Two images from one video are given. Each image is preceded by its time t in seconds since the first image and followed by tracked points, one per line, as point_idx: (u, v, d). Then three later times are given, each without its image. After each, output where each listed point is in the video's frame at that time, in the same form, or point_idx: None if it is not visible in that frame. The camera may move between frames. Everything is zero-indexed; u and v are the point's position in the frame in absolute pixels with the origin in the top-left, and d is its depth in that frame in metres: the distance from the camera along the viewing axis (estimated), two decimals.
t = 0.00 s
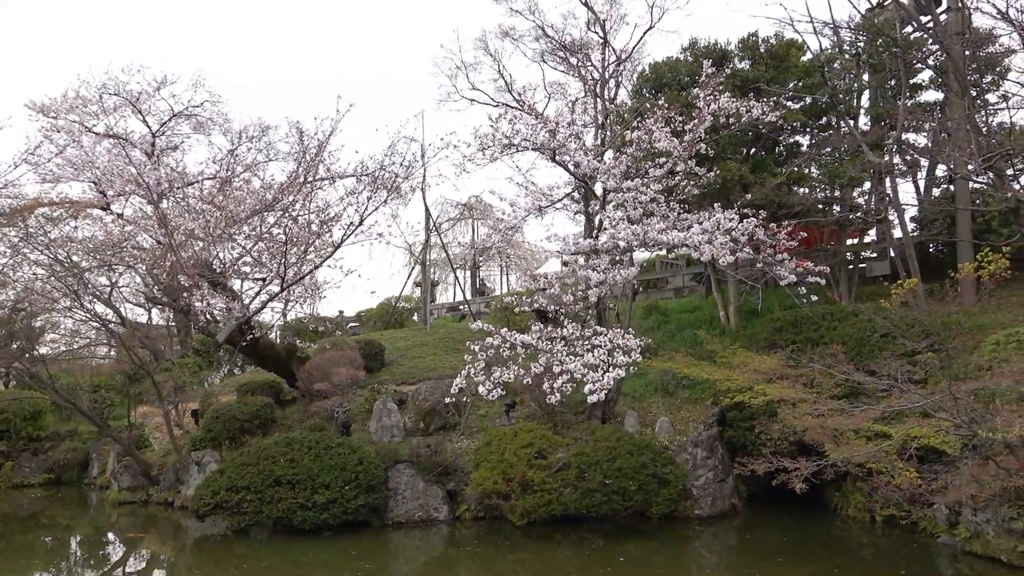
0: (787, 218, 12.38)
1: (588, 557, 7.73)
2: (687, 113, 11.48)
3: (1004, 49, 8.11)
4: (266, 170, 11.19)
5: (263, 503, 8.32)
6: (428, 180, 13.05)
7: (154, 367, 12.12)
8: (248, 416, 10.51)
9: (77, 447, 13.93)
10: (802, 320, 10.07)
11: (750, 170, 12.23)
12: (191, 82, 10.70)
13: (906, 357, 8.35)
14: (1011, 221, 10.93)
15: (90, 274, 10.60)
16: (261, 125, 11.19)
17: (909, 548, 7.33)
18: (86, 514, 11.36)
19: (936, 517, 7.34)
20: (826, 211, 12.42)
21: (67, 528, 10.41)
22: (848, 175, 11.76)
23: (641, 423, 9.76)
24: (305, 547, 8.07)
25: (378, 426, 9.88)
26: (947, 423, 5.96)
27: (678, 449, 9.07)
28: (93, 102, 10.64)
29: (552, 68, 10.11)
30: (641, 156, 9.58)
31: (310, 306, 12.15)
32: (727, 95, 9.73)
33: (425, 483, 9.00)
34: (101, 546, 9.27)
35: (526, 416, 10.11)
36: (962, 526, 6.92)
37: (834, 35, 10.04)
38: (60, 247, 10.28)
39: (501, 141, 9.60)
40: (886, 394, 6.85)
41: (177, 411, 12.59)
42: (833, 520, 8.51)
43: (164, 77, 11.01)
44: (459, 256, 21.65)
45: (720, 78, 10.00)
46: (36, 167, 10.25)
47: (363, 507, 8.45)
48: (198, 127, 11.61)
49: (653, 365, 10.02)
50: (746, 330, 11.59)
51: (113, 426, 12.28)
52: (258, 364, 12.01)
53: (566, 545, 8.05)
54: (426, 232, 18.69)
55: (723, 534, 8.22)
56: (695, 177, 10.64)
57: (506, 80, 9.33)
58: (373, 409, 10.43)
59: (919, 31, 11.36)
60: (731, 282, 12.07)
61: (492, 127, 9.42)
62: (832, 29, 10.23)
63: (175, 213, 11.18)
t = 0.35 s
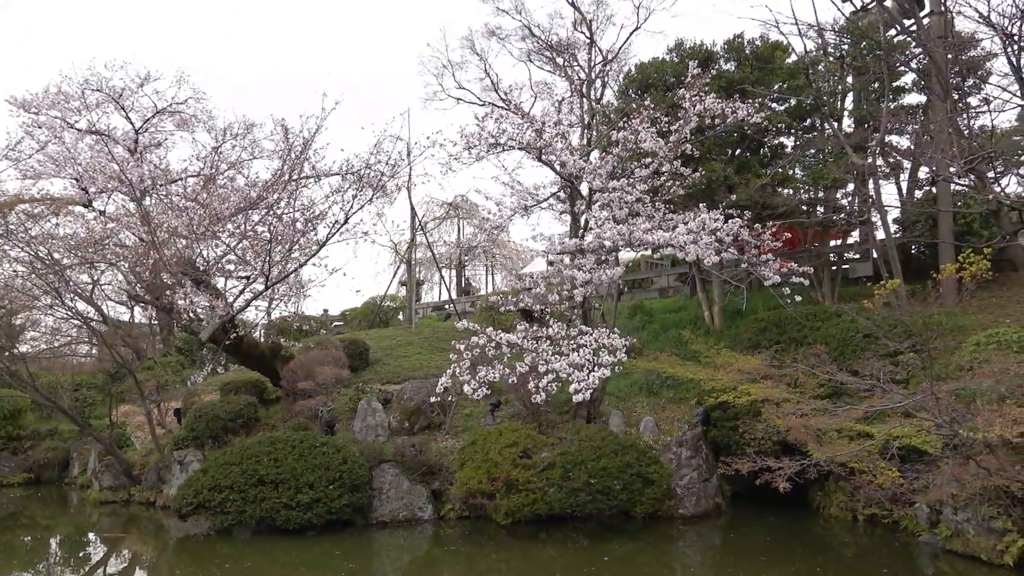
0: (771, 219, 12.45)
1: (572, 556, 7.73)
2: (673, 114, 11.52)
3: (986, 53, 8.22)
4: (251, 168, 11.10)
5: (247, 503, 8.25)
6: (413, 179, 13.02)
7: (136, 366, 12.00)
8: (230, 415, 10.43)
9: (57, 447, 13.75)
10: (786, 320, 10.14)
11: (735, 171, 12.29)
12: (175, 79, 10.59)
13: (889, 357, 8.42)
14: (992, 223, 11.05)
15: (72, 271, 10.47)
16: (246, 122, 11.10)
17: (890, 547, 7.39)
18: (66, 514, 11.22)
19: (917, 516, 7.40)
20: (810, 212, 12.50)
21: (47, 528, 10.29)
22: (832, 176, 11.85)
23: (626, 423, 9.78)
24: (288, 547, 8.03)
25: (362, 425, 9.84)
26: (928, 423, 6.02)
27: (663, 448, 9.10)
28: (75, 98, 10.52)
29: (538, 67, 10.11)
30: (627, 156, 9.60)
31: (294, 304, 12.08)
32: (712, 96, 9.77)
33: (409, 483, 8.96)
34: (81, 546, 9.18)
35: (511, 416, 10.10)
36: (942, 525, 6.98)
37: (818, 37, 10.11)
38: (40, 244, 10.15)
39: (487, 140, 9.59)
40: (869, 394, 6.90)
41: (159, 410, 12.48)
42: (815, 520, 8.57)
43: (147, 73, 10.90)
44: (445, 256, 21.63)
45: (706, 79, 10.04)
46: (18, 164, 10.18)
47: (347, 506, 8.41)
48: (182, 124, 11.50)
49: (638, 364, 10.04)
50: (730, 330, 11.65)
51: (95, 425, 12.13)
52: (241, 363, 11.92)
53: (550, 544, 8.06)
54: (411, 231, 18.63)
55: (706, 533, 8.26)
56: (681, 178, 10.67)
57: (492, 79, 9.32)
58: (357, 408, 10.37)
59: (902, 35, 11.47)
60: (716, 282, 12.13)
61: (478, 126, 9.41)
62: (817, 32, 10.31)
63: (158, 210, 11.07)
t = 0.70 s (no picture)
0: (761, 219, 12.50)
1: (561, 556, 7.74)
2: (664, 113, 11.53)
3: (974, 55, 8.28)
4: (240, 164, 11.03)
5: (235, 501, 8.20)
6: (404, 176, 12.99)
7: (124, 363, 11.92)
8: (219, 413, 10.37)
9: (43, 445, 13.62)
10: (775, 319, 10.20)
11: (725, 170, 12.33)
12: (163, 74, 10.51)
13: (877, 357, 8.46)
14: (979, 223, 11.13)
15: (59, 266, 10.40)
16: (235, 119, 11.02)
17: (878, 545, 7.42)
18: (52, 512, 11.13)
19: (904, 515, 7.44)
20: (799, 212, 12.55)
21: (33, 526, 10.21)
22: (821, 176, 11.90)
23: (616, 421, 9.80)
24: (277, 545, 8.00)
25: (352, 423, 9.81)
26: (916, 421, 6.06)
27: (652, 447, 9.11)
28: (62, 93, 10.42)
29: (529, 65, 10.09)
30: (618, 155, 9.61)
31: (284, 301, 12.03)
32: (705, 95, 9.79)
33: (399, 481, 8.93)
34: (68, 544, 9.11)
35: (501, 414, 10.10)
36: (929, 523, 7.02)
37: (808, 37, 10.15)
38: (27, 240, 10.05)
39: (478, 138, 9.57)
40: (857, 393, 6.94)
41: (147, 408, 12.39)
42: (803, 518, 8.61)
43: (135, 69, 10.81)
44: (435, 254, 21.60)
45: (697, 78, 10.05)
46: (4, 160, 10.09)
47: (336, 504, 8.37)
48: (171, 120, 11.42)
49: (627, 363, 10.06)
50: (720, 329, 11.69)
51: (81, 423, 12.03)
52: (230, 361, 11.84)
53: (540, 543, 8.07)
54: (401, 229, 18.57)
55: (695, 532, 8.29)
56: (671, 177, 10.69)
57: (483, 77, 9.30)
58: (346, 407, 10.33)
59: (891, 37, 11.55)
60: (706, 281, 12.16)
61: (469, 123, 9.38)
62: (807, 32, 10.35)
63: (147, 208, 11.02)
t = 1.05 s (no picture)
0: (757, 218, 12.50)
1: (557, 556, 7.73)
2: (660, 112, 11.52)
3: (969, 56, 8.31)
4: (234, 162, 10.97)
5: (229, 501, 8.15)
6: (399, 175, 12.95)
7: (117, 361, 11.84)
8: (213, 411, 10.32)
9: (35, 443, 13.54)
10: (771, 319, 10.20)
11: (721, 170, 12.33)
12: (156, 71, 10.45)
13: (873, 357, 8.46)
14: (974, 223, 11.15)
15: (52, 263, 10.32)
16: (229, 115, 10.96)
17: (874, 545, 7.43)
18: (45, 510, 11.05)
19: (899, 515, 7.46)
20: (795, 211, 12.55)
21: (25, 525, 10.14)
22: (817, 176, 11.92)
23: (611, 420, 9.79)
24: (272, 544, 7.97)
25: (346, 422, 9.77)
26: (912, 421, 6.06)
27: (648, 446, 9.11)
28: (55, 89, 10.34)
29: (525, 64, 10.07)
30: (614, 154, 9.61)
31: (278, 300, 11.98)
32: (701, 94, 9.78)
33: (394, 481, 8.91)
34: (60, 543, 9.05)
35: (496, 413, 10.08)
36: (925, 523, 7.03)
37: (804, 37, 10.15)
38: (19, 236, 9.97)
39: (475, 136, 9.54)
40: (853, 393, 6.94)
41: (140, 406, 12.32)
42: (799, 518, 8.62)
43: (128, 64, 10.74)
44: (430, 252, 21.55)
45: (694, 77, 10.04)
46: None
47: (331, 504, 8.33)
48: (164, 117, 11.35)
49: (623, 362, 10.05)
50: (715, 328, 11.69)
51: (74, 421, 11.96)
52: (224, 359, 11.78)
53: (536, 542, 8.06)
54: (396, 227, 18.52)
55: (691, 532, 8.30)
56: (668, 176, 10.68)
57: (480, 75, 9.27)
58: (341, 405, 10.29)
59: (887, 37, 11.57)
60: (701, 281, 12.16)
61: (465, 122, 9.34)
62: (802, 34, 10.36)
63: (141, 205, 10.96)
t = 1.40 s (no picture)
0: (756, 219, 12.52)
1: (558, 556, 7.73)
2: (661, 112, 11.52)
3: (970, 58, 8.33)
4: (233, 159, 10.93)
5: (229, 500, 8.12)
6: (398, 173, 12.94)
7: (114, 359, 11.79)
8: (212, 410, 10.29)
9: (31, 441, 13.49)
10: (771, 319, 10.22)
11: (721, 170, 12.35)
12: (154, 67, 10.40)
13: (873, 358, 8.48)
14: (973, 225, 11.19)
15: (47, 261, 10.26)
16: (227, 112, 10.92)
17: (875, 545, 7.45)
18: (41, 508, 11.00)
19: (900, 515, 7.47)
20: (794, 212, 12.57)
21: (21, 523, 10.09)
22: (816, 177, 11.93)
23: (611, 420, 9.79)
24: (272, 543, 7.96)
25: (346, 421, 9.74)
26: (915, 422, 6.07)
27: (647, 446, 9.11)
28: (51, 85, 10.27)
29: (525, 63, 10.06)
30: (616, 154, 9.66)
31: (277, 298, 11.95)
32: (702, 95, 9.78)
33: (394, 480, 8.89)
34: (58, 542, 9.01)
35: (496, 413, 10.07)
36: (925, 524, 7.04)
37: (805, 37, 10.16)
38: (15, 233, 9.93)
39: (477, 136, 9.53)
40: (855, 394, 6.94)
41: (137, 404, 12.27)
42: (798, 519, 8.64)
43: (125, 60, 10.68)
44: (427, 250, 21.52)
45: (696, 77, 10.04)
46: None
47: (331, 503, 8.30)
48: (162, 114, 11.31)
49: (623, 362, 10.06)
50: (714, 328, 11.71)
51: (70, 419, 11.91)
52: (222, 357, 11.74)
53: (535, 543, 8.06)
54: (394, 225, 18.48)
55: (690, 532, 8.32)
56: (668, 176, 10.68)
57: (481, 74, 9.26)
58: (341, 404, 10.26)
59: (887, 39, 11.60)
60: (700, 280, 12.18)
61: (467, 121, 9.34)
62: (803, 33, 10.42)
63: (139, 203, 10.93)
